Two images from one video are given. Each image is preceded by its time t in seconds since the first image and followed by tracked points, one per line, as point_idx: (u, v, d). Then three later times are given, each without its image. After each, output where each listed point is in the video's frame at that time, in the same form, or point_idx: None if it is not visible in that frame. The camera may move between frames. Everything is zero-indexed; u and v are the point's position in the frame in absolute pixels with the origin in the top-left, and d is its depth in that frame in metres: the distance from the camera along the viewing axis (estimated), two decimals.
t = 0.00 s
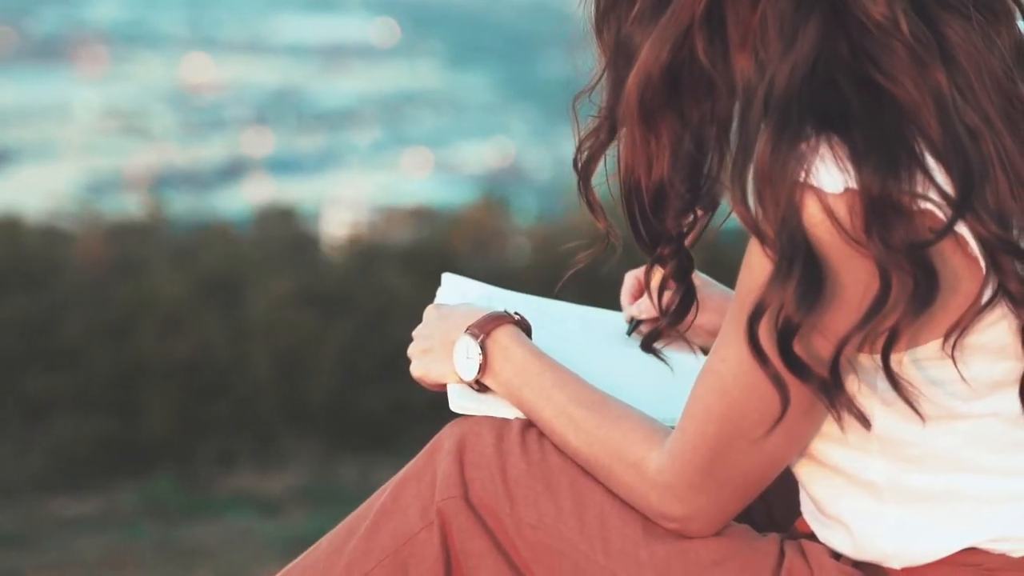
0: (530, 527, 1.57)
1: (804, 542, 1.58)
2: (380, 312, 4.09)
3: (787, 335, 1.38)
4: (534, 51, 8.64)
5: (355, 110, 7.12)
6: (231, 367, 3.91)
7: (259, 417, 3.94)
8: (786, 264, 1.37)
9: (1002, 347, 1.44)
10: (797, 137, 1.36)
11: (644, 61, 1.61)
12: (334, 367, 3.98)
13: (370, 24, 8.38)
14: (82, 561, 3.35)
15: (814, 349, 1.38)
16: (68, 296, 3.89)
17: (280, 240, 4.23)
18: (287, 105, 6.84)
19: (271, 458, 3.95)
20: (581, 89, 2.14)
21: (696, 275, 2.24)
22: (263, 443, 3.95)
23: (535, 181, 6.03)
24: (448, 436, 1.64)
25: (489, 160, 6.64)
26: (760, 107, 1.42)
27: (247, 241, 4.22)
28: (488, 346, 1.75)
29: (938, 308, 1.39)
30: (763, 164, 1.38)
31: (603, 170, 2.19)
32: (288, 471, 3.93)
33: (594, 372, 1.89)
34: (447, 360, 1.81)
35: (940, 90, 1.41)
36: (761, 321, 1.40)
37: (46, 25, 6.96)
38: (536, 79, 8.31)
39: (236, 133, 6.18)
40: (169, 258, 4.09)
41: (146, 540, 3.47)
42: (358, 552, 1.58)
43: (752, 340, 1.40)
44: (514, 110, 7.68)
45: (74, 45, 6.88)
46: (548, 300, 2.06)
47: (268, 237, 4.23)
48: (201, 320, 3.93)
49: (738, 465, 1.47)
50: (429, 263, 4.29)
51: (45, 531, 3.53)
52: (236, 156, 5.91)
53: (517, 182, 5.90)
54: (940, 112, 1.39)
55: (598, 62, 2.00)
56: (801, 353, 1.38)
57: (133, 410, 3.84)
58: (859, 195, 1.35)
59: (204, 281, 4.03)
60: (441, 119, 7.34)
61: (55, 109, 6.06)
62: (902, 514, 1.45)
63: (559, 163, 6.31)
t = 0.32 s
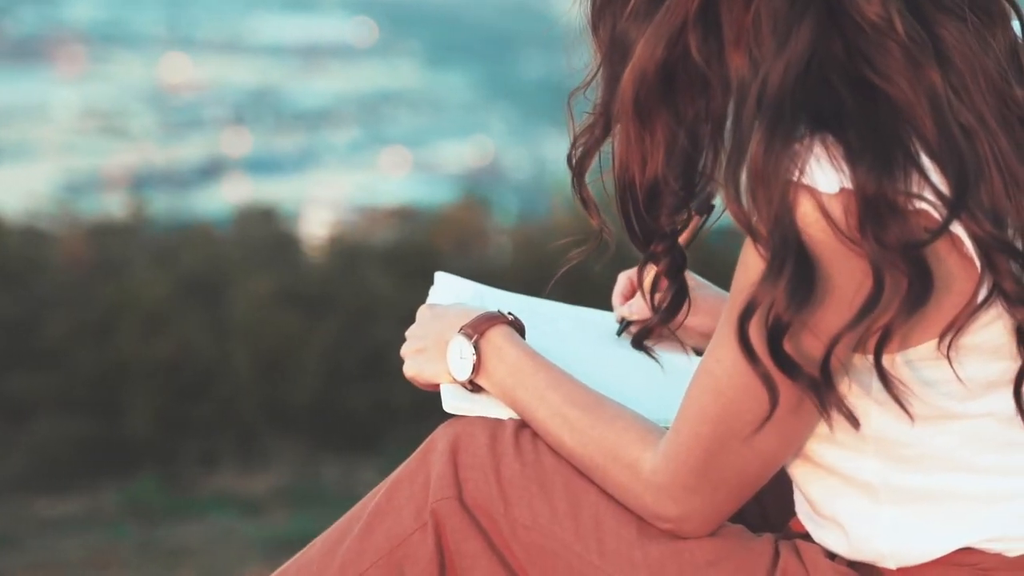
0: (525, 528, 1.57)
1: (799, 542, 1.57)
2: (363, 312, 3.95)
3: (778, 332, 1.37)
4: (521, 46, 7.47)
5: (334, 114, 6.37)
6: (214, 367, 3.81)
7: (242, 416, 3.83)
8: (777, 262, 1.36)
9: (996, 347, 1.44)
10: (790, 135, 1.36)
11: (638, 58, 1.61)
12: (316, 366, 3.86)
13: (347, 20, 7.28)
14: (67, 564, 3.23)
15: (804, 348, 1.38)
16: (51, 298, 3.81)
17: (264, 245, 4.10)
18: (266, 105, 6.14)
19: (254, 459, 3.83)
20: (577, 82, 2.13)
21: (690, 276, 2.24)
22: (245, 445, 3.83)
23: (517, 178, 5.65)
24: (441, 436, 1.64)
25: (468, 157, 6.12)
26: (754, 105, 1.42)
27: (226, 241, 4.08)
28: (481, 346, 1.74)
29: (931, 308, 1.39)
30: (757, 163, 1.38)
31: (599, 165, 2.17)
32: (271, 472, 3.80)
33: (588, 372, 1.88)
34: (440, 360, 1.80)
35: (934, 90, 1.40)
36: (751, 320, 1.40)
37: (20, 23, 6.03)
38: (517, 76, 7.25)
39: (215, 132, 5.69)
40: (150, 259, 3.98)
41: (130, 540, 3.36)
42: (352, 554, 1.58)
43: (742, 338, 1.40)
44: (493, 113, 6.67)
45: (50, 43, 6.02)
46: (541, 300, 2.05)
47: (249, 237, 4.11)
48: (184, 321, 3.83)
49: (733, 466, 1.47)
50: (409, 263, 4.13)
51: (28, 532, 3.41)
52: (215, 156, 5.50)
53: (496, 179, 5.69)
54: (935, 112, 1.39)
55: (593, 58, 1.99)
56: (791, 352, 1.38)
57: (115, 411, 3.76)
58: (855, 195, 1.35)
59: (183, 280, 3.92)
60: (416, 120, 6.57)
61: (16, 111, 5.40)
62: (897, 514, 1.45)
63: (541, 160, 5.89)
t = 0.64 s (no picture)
0: (522, 529, 1.57)
1: (796, 542, 1.57)
2: (344, 312, 3.87)
3: (771, 330, 1.38)
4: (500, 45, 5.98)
5: (316, 115, 5.41)
6: (197, 368, 3.74)
7: (225, 417, 3.73)
8: (771, 260, 1.37)
9: (994, 347, 1.44)
10: (784, 134, 1.36)
11: (634, 55, 1.62)
12: (300, 366, 3.77)
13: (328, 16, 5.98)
14: (54, 565, 3.20)
15: (797, 346, 1.38)
16: (32, 297, 3.75)
17: (246, 243, 4.01)
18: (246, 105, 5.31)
19: (237, 458, 3.72)
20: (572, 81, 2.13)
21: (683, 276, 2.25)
22: (228, 445, 3.72)
23: (493, 179, 4.96)
24: (437, 438, 1.64)
25: (446, 158, 5.23)
26: (749, 103, 1.42)
27: (209, 240, 3.99)
28: (477, 347, 1.74)
29: (928, 307, 1.39)
30: (751, 162, 1.38)
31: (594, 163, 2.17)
32: (254, 472, 3.69)
33: (583, 372, 1.88)
34: (436, 361, 1.80)
35: (930, 89, 1.40)
36: (744, 317, 1.40)
37: None
38: (495, 78, 5.83)
39: (194, 132, 5.01)
40: (132, 258, 3.88)
41: (112, 541, 3.32)
42: (348, 555, 1.58)
43: (736, 336, 1.40)
44: (472, 113, 5.56)
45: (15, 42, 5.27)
46: (535, 301, 2.06)
47: (231, 236, 4.01)
48: (168, 322, 3.77)
49: (730, 466, 1.47)
50: (391, 263, 4.02)
51: (13, 533, 3.37)
52: (196, 156, 4.89)
53: (473, 180, 4.98)
54: (931, 112, 1.39)
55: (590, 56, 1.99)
56: (784, 349, 1.38)
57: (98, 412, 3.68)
58: (851, 195, 1.35)
59: (166, 281, 3.84)
60: (395, 120, 5.51)
61: None
62: (896, 514, 1.45)
63: (518, 160, 5.10)
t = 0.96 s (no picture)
0: (520, 531, 1.56)
1: (795, 544, 1.57)
2: (333, 312, 3.82)
3: (766, 330, 1.37)
4: (482, 45, 5.98)
5: (298, 117, 5.36)
6: (182, 367, 3.72)
7: (212, 417, 3.71)
8: (766, 259, 1.37)
9: (993, 349, 1.44)
10: (781, 133, 1.36)
11: (631, 54, 1.62)
12: (284, 366, 3.74)
13: (314, 17, 6.06)
14: (40, 566, 3.19)
15: (791, 344, 1.38)
16: (18, 298, 3.75)
17: (230, 243, 3.94)
18: (226, 105, 5.27)
19: (225, 457, 3.72)
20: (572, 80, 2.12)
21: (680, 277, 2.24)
22: (215, 444, 3.71)
23: (474, 179, 4.83)
24: (435, 439, 1.63)
25: (428, 158, 5.21)
26: (747, 102, 1.42)
27: (194, 240, 3.93)
28: (475, 349, 1.74)
29: (928, 309, 1.38)
30: (748, 161, 1.38)
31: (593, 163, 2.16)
32: (241, 471, 3.70)
33: (580, 374, 1.88)
34: (433, 362, 1.80)
35: (928, 90, 1.40)
36: (739, 316, 1.40)
37: None
38: (478, 78, 5.81)
39: (176, 131, 5.00)
40: (116, 258, 3.85)
41: (99, 541, 3.31)
42: (346, 556, 1.57)
43: (730, 335, 1.40)
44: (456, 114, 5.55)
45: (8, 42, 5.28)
46: (533, 302, 2.05)
47: (215, 236, 3.95)
48: (154, 322, 3.75)
49: (728, 467, 1.47)
50: (377, 263, 3.95)
51: None
52: (178, 157, 4.88)
53: (454, 181, 4.85)
54: (930, 112, 1.39)
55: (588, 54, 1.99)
56: (778, 348, 1.38)
57: (85, 412, 3.67)
58: (849, 196, 1.35)
59: (152, 281, 3.80)
60: (379, 120, 5.51)
61: None
62: (895, 516, 1.45)
63: (500, 161, 4.95)
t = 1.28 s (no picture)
0: (516, 531, 1.56)
1: (792, 545, 1.57)
2: (317, 310, 3.81)
3: (758, 330, 1.37)
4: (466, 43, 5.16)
5: (277, 117, 4.83)
6: (166, 367, 3.71)
7: (197, 417, 3.70)
8: (760, 259, 1.37)
9: (989, 349, 1.44)
10: (776, 133, 1.37)
11: (626, 54, 1.62)
12: (269, 366, 3.73)
13: (292, 17, 5.21)
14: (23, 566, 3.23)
15: (784, 345, 1.38)
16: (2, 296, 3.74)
17: (212, 242, 3.92)
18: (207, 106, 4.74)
19: (209, 457, 3.70)
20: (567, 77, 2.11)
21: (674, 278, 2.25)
22: (199, 445, 3.70)
23: (457, 183, 4.56)
24: (430, 440, 1.63)
25: (409, 157, 4.76)
26: (742, 102, 1.42)
27: (176, 240, 3.91)
28: (469, 349, 1.73)
29: (924, 309, 1.38)
30: (743, 161, 1.38)
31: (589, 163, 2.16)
32: (225, 473, 3.68)
33: (575, 374, 1.88)
34: (428, 364, 1.80)
35: (924, 91, 1.40)
36: (734, 316, 1.40)
37: None
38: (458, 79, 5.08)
39: (156, 131, 4.57)
40: (100, 254, 3.83)
41: (83, 540, 3.35)
42: (341, 558, 1.57)
43: (725, 335, 1.41)
44: (437, 114, 4.95)
45: None
46: (526, 303, 2.05)
47: (197, 236, 3.93)
48: (137, 322, 3.74)
49: (725, 469, 1.47)
50: (359, 263, 3.92)
51: None
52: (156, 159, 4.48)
53: (435, 181, 4.56)
54: (924, 113, 1.39)
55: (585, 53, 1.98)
56: (771, 349, 1.38)
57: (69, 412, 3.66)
58: (845, 196, 1.35)
59: (134, 281, 3.79)
60: (359, 121, 4.90)
61: None
62: (891, 516, 1.45)
63: (482, 160, 4.65)
